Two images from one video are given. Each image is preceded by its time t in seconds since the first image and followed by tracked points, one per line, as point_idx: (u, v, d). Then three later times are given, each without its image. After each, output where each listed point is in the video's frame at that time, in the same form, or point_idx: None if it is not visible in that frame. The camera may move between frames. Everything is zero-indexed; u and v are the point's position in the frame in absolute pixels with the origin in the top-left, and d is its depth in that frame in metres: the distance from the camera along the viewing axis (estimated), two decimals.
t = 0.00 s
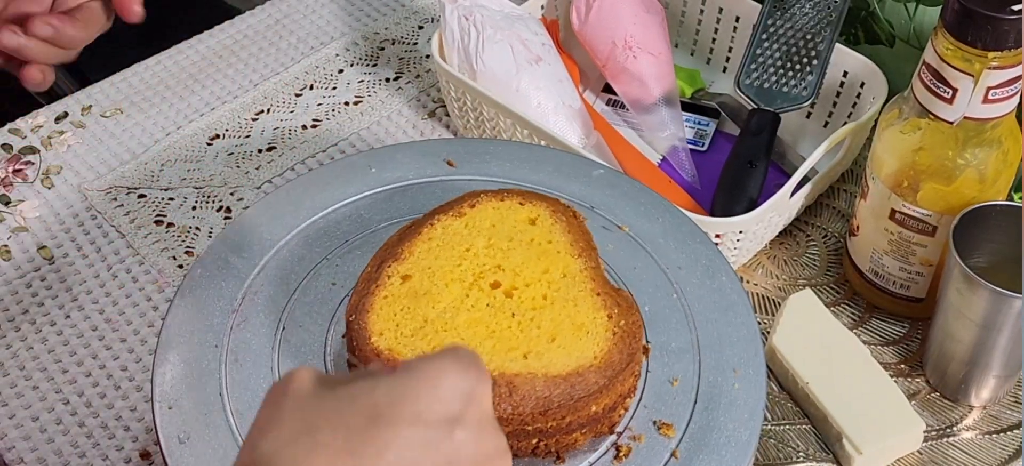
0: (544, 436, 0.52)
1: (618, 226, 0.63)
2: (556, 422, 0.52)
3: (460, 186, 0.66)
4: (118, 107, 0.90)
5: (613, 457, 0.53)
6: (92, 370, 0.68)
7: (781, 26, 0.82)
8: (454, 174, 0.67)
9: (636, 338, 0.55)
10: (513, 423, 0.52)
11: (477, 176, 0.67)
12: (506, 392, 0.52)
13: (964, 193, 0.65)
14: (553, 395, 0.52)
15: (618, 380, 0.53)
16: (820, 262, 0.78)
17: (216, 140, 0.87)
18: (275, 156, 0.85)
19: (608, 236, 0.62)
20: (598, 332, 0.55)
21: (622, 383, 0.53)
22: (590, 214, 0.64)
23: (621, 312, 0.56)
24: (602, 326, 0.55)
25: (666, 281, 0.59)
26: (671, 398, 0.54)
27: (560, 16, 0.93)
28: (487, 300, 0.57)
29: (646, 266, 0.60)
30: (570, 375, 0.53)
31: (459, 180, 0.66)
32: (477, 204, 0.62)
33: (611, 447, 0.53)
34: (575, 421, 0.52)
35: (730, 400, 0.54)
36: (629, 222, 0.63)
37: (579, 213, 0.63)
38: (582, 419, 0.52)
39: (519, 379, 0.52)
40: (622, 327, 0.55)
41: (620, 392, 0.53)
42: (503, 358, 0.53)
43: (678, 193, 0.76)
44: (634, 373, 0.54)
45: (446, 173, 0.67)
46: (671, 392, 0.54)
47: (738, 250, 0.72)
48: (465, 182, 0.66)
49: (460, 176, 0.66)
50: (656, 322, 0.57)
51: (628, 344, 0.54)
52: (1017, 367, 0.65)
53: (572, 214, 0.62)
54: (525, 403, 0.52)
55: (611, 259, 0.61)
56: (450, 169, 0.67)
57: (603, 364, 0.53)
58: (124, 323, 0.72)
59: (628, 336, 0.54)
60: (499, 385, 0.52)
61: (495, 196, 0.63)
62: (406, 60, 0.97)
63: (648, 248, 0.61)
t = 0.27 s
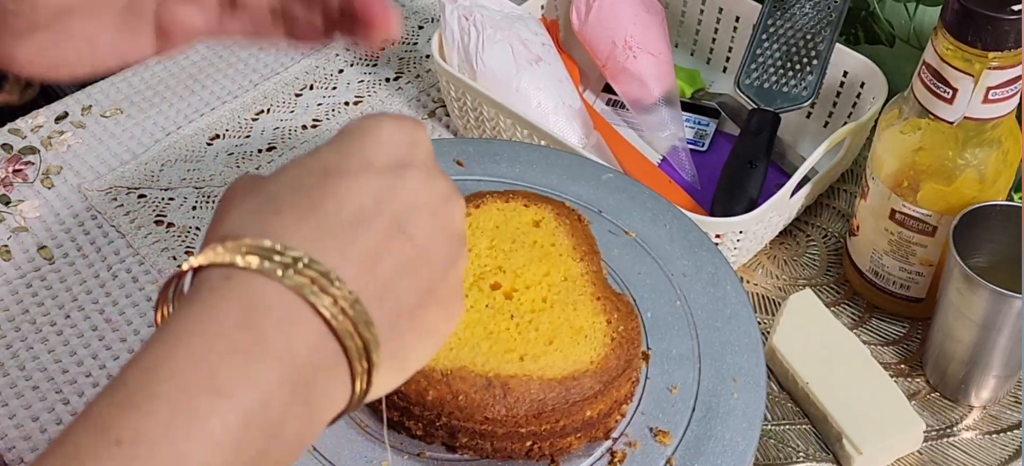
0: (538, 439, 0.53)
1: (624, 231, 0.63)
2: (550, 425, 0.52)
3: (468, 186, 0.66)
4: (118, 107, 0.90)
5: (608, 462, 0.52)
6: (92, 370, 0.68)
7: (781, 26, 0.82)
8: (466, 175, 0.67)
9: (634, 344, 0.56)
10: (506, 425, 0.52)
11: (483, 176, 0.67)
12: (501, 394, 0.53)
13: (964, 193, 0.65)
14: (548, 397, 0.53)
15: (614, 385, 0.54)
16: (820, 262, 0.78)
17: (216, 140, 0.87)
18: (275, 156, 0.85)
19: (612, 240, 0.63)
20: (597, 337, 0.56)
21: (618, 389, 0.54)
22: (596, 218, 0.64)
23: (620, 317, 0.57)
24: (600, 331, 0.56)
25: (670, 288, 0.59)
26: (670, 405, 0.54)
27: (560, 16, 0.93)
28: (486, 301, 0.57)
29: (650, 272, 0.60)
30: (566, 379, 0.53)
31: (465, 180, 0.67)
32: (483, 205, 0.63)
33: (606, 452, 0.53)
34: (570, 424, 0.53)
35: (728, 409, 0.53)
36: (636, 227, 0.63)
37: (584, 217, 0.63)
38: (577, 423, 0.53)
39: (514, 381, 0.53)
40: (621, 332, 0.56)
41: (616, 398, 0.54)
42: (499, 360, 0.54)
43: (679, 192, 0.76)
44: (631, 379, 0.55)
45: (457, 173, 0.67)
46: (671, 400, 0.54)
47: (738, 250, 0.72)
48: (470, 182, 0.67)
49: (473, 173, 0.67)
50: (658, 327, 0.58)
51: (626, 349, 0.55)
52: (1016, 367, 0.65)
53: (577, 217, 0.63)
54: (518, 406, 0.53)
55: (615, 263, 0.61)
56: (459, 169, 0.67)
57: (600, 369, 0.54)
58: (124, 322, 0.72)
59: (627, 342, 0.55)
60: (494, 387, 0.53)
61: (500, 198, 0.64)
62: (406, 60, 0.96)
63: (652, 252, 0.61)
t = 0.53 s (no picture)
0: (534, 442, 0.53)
1: (628, 234, 0.63)
2: (546, 427, 0.53)
3: (468, 187, 0.67)
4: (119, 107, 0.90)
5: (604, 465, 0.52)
6: (92, 370, 0.68)
7: (781, 26, 0.82)
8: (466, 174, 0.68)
9: (634, 347, 0.55)
10: (502, 426, 0.53)
11: (483, 175, 0.68)
12: (497, 395, 0.53)
13: (964, 193, 0.65)
14: (545, 399, 0.53)
15: (612, 388, 0.53)
16: (820, 262, 0.78)
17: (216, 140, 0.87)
18: (275, 156, 0.85)
19: (615, 243, 0.63)
20: (596, 340, 0.56)
21: (616, 392, 0.54)
22: (599, 220, 0.64)
23: (620, 320, 0.56)
24: (599, 334, 0.56)
25: (672, 291, 0.59)
26: (669, 409, 0.54)
27: (560, 16, 0.93)
28: (486, 301, 0.58)
29: (653, 275, 0.60)
30: (564, 381, 0.53)
31: (467, 181, 0.67)
32: (485, 205, 0.63)
33: (602, 455, 0.53)
34: (566, 427, 0.53)
35: (727, 414, 0.53)
36: (638, 229, 0.63)
37: (586, 219, 0.63)
38: (576, 426, 0.53)
39: (511, 382, 0.53)
40: (621, 336, 0.55)
41: (613, 401, 0.54)
42: (498, 360, 0.54)
43: (678, 192, 0.76)
44: (630, 382, 0.54)
45: (460, 173, 0.68)
46: (670, 404, 0.54)
47: (738, 250, 0.72)
48: (472, 182, 0.67)
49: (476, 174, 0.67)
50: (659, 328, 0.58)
51: (625, 352, 0.55)
52: (1016, 367, 0.65)
53: (579, 220, 0.63)
54: (515, 407, 0.53)
55: (618, 265, 0.61)
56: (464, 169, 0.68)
57: (597, 372, 0.54)
58: (124, 323, 0.72)
59: (626, 345, 0.55)
60: (490, 388, 0.53)
61: (503, 198, 0.64)
62: (406, 60, 0.96)
63: (654, 255, 0.61)
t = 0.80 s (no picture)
0: (533, 442, 0.53)
1: (628, 235, 0.63)
2: (546, 428, 0.52)
3: (467, 187, 0.67)
4: (117, 107, 0.90)
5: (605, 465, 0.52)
6: (92, 370, 0.68)
7: (781, 26, 0.82)
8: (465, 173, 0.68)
9: (634, 348, 0.55)
10: (502, 426, 0.52)
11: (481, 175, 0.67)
12: (497, 395, 0.53)
13: (964, 193, 0.65)
14: (545, 400, 0.53)
15: (612, 389, 0.53)
16: (820, 262, 0.78)
17: (215, 140, 0.87)
18: (275, 156, 0.85)
19: (616, 243, 0.62)
20: (596, 340, 0.56)
21: (616, 393, 0.54)
22: (600, 220, 0.64)
23: (620, 320, 0.57)
24: (599, 334, 0.56)
25: (672, 292, 0.59)
26: (670, 411, 0.54)
27: (560, 16, 0.93)
28: (485, 302, 0.58)
29: (653, 275, 0.60)
30: (564, 382, 0.54)
31: (467, 181, 0.67)
32: (485, 205, 0.63)
33: (603, 456, 0.53)
34: (566, 428, 0.52)
35: (728, 416, 0.53)
36: (639, 229, 0.63)
37: (587, 219, 0.63)
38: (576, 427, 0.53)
39: (511, 382, 0.53)
40: (621, 336, 0.56)
41: (614, 402, 0.53)
42: (498, 361, 0.55)
43: (678, 192, 0.76)
44: (630, 383, 0.54)
45: (462, 173, 0.67)
46: (671, 405, 0.54)
47: (738, 250, 0.72)
48: (473, 183, 0.67)
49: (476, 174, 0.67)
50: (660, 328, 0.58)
51: (625, 353, 0.55)
52: (1017, 367, 0.65)
53: (579, 220, 0.62)
54: (515, 408, 0.53)
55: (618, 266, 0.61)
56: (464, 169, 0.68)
57: (597, 373, 0.54)
58: (124, 323, 0.71)
59: (626, 346, 0.55)
60: (490, 388, 0.53)
61: (503, 199, 0.64)
62: (406, 60, 0.96)
63: (654, 255, 0.61)
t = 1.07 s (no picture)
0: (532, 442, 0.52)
1: (628, 234, 0.63)
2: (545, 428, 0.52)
3: (466, 188, 0.67)
4: (117, 107, 0.90)
5: None
6: (92, 370, 0.68)
7: (782, 25, 0.82)
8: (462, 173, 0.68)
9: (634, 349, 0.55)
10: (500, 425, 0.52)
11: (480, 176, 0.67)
12: (496, 396, 0.52)
13: (965, 193, 0.65)
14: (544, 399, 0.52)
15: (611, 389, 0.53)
16: (820, 262, 0.78)
17: (215, 140, 0.87)
18: (275, 156, 0.85)
19: (616, 243, 0.63)
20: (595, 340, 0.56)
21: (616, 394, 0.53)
22: (600, 220, 0.64)
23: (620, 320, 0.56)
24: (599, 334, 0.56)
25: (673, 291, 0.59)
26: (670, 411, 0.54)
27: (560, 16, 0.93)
28: (486, 302, 0.58)
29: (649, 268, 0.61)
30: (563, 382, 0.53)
31: (467, 181, 0.67)
32: (485, 204, 0.62)
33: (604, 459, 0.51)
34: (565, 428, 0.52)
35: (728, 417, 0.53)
36: (638, 229, 0.63)
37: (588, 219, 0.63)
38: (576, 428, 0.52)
39: (511, 381, 0.53)
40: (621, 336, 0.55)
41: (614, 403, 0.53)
42: (497, 362, 0.54)
43: (678, 193, 0.76)
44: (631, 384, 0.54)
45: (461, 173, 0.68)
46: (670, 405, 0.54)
47: (738, 250, 0.72)
48: (473, 183, 0.67)
49: (476, 174, 0.67)
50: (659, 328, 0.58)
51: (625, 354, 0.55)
52: (1018, 368, 0.65)
53: (579, 219, 0.62)
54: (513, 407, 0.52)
55: (618, 266, 0.62)
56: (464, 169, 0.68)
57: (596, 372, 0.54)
58: (124, 323, 0.71)
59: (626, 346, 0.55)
60: (489, 388, 0.53)
61: (502, 198, 0.63)
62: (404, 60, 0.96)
63: (654, 255, 0.61)
